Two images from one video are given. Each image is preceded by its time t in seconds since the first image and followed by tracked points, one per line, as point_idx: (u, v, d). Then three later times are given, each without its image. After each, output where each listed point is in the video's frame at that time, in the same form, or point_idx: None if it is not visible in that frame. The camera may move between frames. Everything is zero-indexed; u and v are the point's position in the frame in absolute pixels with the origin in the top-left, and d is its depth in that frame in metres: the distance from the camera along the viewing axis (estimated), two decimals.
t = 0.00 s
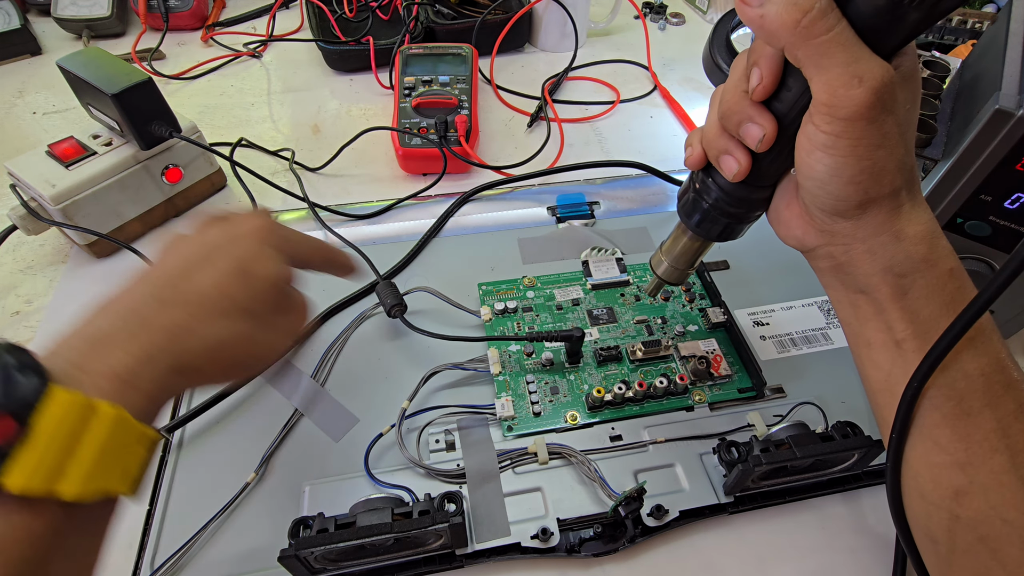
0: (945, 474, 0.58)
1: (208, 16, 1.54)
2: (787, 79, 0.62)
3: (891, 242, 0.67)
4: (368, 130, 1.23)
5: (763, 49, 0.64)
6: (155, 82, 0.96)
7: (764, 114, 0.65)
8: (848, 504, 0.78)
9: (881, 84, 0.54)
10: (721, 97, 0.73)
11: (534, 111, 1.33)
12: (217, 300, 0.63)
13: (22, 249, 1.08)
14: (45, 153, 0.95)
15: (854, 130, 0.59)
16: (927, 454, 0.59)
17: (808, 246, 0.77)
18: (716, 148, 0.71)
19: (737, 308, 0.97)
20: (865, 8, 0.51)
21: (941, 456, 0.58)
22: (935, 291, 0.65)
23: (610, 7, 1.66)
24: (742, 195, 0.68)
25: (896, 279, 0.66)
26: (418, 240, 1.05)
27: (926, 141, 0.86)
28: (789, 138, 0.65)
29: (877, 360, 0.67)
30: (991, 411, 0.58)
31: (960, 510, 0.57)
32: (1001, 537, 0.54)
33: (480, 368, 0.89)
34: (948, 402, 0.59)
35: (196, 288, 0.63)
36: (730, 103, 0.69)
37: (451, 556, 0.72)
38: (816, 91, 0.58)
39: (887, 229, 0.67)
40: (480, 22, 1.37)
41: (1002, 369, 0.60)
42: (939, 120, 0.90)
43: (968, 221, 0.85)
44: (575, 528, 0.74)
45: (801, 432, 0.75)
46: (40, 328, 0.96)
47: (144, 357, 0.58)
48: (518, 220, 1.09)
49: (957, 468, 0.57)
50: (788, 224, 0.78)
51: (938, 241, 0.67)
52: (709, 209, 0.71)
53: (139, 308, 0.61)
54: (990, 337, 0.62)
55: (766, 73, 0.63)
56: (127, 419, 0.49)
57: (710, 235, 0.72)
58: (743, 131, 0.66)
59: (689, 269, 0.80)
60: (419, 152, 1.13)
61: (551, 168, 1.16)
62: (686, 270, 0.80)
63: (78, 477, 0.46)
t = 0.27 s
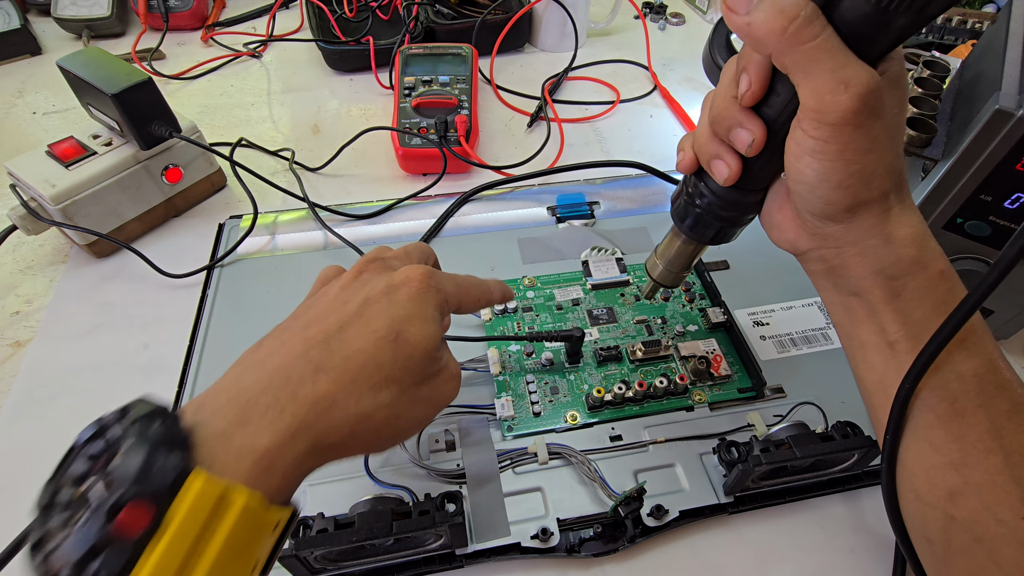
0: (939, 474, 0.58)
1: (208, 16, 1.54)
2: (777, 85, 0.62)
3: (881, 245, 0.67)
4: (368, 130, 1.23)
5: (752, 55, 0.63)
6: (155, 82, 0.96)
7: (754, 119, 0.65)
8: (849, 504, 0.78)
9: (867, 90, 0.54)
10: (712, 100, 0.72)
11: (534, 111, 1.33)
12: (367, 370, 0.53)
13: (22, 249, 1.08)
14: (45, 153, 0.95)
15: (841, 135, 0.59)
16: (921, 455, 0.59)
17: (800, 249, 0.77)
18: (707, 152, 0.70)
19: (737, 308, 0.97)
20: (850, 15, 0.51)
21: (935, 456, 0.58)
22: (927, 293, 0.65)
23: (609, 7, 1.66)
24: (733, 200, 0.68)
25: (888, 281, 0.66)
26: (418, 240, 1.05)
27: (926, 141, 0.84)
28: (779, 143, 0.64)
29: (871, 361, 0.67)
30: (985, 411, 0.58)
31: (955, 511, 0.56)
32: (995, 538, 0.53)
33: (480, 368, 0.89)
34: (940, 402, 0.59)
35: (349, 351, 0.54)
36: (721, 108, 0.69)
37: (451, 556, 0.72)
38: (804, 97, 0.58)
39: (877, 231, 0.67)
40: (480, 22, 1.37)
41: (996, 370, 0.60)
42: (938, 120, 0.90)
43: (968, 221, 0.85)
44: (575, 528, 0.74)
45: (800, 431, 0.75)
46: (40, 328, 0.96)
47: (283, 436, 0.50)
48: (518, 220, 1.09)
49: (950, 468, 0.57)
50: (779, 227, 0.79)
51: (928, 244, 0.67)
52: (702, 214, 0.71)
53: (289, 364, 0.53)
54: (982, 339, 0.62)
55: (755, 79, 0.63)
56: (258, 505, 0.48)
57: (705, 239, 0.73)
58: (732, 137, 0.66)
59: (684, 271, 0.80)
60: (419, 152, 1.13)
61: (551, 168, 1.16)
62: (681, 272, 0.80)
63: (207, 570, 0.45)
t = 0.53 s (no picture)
0: (936, 469, 0.58)
1: (208, 16, 1.54)
2: (763, 80, 0.61)
3: (873, 237, 0.67)
4: (368, 129, 1.23)
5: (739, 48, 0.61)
6: (155, 82, 0.96)
7: (740, 113, 0.64)
8: (849, 504, 0.78)
9: (854, 81, 0.54)
10: (700, 93, 0.71)
11: (534, 111, 1.33)
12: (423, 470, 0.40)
13: (22, 249, 1.08)
14: (45, 153, 0.95)
15: (830, 128, 0.58)
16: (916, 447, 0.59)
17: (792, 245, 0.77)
18: (695, 148, 0.70)
19: (738, 308, 0.97)
20: (834, 8, 0.51)
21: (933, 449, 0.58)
22: (917, 285, 0.65)
23: (610, 7, 1.66)
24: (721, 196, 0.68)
25: (879, 273, 0.66)
26: (418, 240, 1.05)
27: (926, 141, 0.84)
28: (765, 138, 0.63)
29: (865, 356, 0.67)
30: (980, 401, 0.58)
31: (954, 506, 0.57)
32: (990, 531, 0.54)
33: (480, 368, 0.89)
34: (936, 394, 0.59)
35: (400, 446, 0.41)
36: (708, 102, 0.68)
37: (451, 556, 0.72)
38: (790, 90, 0.57)
39: (868, 225, 0.68)
40: (480, 22, 1.37)
41: (990, 359, 0.60)
42: (938, 119, 0.90)
43: (968, 221, 0.85)
44: (575, 528, 0.74)
45: (801, 431, 0.75)
46: (40, 328, 0.96)
47: None
48: (518, 220, 1.09)
49: (947, 461, 0.58)
50: (772, 224, 0.79)
51: (918, 236, 0.67)
52: (691, 210, 0.70)
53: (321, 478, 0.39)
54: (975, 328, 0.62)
55: (741, 75, 0.62)
56: None
57: (691, 236, 0.72)
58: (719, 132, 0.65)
59: (675, 270, 0.78)
60: (419, 152, 1.13)
61: (551, 168, 1.16)
62: (673, 270, 0.78)
63: None
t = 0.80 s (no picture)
0: (943, 359, 0.50)
1: (208, 16, 1.54)
2: None
3: (876, 111, 0.55)
4: (368, 129, 1.23)
5: None
6: (154, 81, 0.96)
7: (698, 11, 0.56)
8: (849, 505, 0.78)
9: None
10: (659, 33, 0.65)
11: (534, 111, 1.33)
12: None
13: (22, 250, 1.08)
14: (45, 153, 0.95)
15: None
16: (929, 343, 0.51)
17: (791, 141, 0.65)
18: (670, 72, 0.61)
19: (738, 308, 0.97)
20: None
21: (944, 343, 0.50)
22: (932, 163, 0.53)
23: (610, 7, 1.66)
24: (711, 104, 0.58)
25: (885, 153, 0.54)
26: (418, 240, 1.05)
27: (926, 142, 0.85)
28: (731, 23, 0.55)
29: (873, 248, 0.56)
30: (996, 285, 0.49)
31: (966, 399, 0.49)
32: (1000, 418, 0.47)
33: (480, 367, 0.89)
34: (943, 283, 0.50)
35: None
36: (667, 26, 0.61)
37: (451, 556, 0.72)
38: None
39: (869, 98, 0.55)
40: (480, 22, 1.37)
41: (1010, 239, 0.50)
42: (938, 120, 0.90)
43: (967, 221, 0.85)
44: (575, 528, 0.74)
45: (801, 431, 0.75)
46: (40, 328, 0.96)
47: None
48: (517, 220, 1.09)
49: (960, 354, 0.49)
50: (767, 129, 0.67)
51: (928, 105, 0.56)
52: (685, 132, 0.60)
53: None
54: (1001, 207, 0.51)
55: None
56: None
57: (690, 161, 0.61)
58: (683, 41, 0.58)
59: (693, 206, 0.66)
60: (419, 152, 1.13)
61: (551, 167, 1.16)
62: (690, 207, 0.66)
63: None
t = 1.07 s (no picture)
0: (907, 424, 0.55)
1: (208, 16, 1.54)
2: (734, 56, 0.61)
3: (832, 204, 0.62)
4: (368, 130, 1.23)
5: (709, 26, 0.62)
6: (154, 81, 0.96)
7: (716, 87, 0.64)
8: (848, 505, 0.78)
9: (803, 49, 0.53)
10: (683, 78, 0.71)
11: (534, 111, 1.33)
12: None
13: (22, 250, 1.08)
14: (45, 153, 0.95)
15: (781, 93, 0.56)
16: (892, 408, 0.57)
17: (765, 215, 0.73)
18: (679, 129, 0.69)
19: (738, 308, 0.97)
20: None
21: (908, 409, 0.55)
22: (883, 248, 0.59)
23: (610, 7, 1.66)
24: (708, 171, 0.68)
25: (841, 238, 0.61)
26: (418, 240, 1.05)
27: (926, 141, 0.84)
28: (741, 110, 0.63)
29: (844, 324, 0.63)
30: (949, 358, 0.53)
31: (929, 460, 0.53)
32: (967, 480, 0.50)
33: (480, 367, 0.89)
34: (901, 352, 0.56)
35: None
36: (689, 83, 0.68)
37: (451, 556, 0.72)
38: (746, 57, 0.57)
39: (828, 189, 0.62)
40: (480, 22, 1.37)
41: (962, 319, 0.54)
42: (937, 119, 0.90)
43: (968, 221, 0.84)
44: (575, 528, 0.74)
45: (801, 431, 0.75)
46: (40, 328, 0.96)
47: None
48: (518, 220, 1.09)
49: (920, 419, 0.54)
50: (745, 197, 0.75)
51: (881, 201, 0.62)
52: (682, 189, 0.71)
53: None
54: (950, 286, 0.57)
55: (713, 50, 0.62)
56: None
57: (685, 213, 0.72)
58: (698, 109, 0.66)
59: (676, 248, 0.78)
60: (419, 152, 1.13)
61: (551, 168, 1.16)
62: (674, 249, 0.78)
63: None
